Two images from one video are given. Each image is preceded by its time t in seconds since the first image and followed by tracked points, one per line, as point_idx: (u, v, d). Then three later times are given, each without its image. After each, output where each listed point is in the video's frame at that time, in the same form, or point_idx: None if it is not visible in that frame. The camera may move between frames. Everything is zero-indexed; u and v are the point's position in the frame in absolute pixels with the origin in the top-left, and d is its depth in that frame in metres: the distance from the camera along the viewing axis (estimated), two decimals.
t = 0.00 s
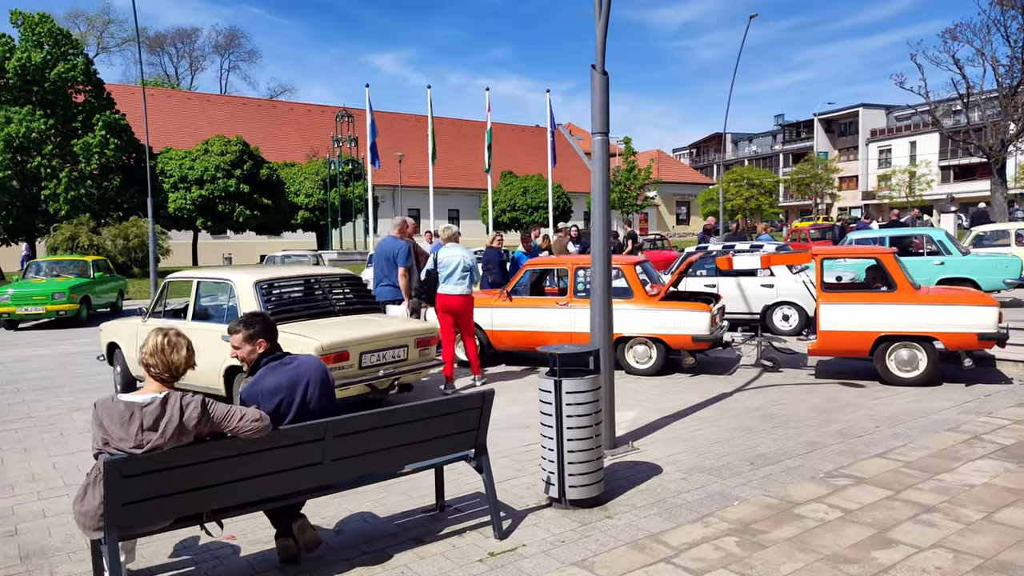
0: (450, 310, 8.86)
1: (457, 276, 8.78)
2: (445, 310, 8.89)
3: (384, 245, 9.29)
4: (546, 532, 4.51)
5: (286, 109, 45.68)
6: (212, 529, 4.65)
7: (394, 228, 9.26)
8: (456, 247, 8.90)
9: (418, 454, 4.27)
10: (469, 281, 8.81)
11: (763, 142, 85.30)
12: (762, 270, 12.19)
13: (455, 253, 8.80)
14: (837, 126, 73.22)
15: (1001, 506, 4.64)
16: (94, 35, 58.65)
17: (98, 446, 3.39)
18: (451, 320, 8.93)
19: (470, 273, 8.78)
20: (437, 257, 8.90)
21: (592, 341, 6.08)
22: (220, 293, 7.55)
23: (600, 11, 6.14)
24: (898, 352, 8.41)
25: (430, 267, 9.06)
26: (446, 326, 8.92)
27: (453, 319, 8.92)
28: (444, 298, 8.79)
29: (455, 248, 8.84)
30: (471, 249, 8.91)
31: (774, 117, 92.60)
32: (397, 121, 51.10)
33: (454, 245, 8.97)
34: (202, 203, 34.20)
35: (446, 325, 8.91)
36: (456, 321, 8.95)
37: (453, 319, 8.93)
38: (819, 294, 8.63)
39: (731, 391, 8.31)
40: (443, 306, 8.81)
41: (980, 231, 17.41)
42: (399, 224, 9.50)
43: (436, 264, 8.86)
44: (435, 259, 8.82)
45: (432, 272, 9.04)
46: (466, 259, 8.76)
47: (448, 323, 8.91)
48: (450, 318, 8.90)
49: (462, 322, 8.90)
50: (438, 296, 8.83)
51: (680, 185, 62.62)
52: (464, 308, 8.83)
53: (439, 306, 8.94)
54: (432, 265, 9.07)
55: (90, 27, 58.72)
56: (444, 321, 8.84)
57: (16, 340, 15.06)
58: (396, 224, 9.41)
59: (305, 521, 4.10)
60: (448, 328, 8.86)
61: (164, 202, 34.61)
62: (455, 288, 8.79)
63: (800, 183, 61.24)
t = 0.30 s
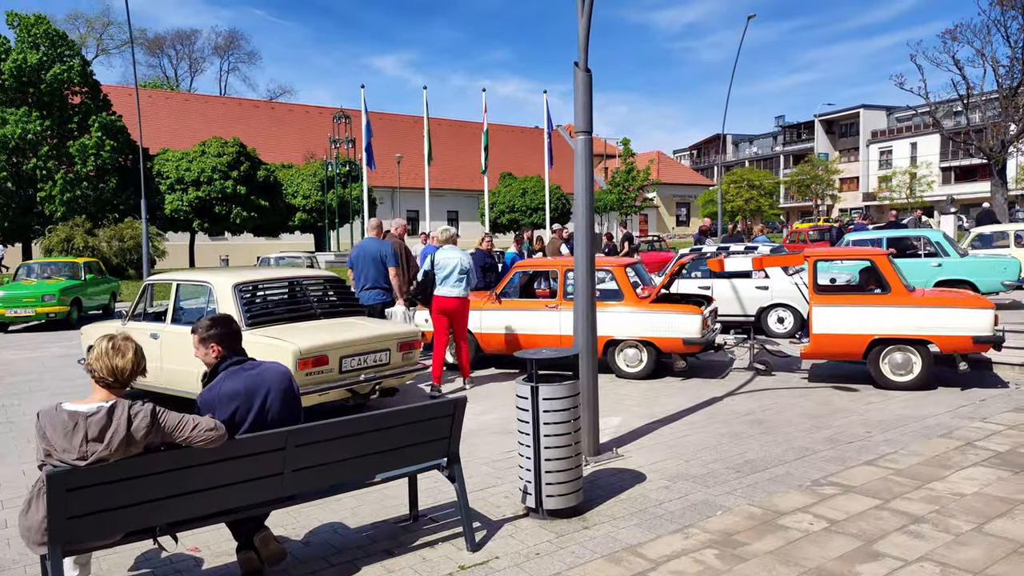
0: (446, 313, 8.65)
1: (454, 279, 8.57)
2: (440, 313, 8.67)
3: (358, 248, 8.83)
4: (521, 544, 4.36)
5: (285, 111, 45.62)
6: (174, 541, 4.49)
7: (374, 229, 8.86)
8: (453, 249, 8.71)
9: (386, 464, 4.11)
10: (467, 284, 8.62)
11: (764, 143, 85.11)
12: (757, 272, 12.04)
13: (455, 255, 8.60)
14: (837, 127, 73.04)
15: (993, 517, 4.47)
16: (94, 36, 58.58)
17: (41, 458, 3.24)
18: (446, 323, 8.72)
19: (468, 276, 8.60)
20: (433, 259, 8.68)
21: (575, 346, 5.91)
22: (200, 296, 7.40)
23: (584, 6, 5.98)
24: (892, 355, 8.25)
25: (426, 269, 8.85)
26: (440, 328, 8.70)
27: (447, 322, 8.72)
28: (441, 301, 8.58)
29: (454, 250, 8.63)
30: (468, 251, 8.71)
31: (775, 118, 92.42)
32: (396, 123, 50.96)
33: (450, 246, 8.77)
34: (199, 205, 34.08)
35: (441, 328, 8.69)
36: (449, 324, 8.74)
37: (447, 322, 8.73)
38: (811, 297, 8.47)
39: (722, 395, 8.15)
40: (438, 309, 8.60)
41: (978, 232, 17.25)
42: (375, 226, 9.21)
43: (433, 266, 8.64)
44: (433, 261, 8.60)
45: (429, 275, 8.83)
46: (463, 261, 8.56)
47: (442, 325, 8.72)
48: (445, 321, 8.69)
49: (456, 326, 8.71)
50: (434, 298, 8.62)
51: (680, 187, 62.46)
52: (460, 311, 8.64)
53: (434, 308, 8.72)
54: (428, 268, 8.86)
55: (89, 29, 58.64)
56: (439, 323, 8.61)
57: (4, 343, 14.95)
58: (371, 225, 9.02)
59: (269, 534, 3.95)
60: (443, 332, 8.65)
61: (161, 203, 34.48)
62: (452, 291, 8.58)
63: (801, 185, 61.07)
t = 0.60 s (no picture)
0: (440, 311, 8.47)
1: (451, 277, 8.42)
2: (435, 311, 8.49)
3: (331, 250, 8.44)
4: (492, 557, 4.21)
5: (283, 110, 45.54)
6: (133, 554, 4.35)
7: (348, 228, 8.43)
8: (450, 248, 8.56)
9: (351, 474, 3.97)
10: (463, 283, 8.49)
11: (765, 143, 84.90)
12: (751, 273, 11.91)
13: (452, 254, 8.46)
14: (839, 126, 72.84)
15: (981, 528, 4.32)
16: (93, 37, 58.51)
17: None
18: (438, 321, 8.56)
19: (464, 275, 8.47)
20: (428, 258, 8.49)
21: (556, 350, 5.76)
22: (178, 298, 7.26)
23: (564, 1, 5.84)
24: (885, 359, 8.10)
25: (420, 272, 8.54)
26: (432, 326, 8.57)
27: (439, 320, 8.56)
28: (438, 299, 8.41)
29: (451, 249, 8.50)
30: (464, 249, 8.57)
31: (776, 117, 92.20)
32: (395, 123, 50.80)
33: (445, 246, 8.62)
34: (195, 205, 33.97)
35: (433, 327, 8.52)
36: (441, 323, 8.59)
37: (439, 321, 8.56)
38: (802, 298, 8.33)
39: (710, 399, 8.00)
40: (435, 307, 8.43)
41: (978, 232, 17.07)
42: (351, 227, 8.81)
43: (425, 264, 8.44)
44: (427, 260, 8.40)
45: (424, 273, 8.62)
46: (461, 260, 8.43)
47: (433, 324, 8.57)
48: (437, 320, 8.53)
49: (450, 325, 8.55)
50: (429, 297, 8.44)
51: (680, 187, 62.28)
52: (455, 310, 8.48)
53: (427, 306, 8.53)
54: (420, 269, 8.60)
55: (89, 29, 58.54)
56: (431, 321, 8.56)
57: None
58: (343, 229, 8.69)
59: (227, 547, 3.81)
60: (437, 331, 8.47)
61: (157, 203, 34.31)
62: (448, 289, 8.42)
63: (802, 185, 60.88)
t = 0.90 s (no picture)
0: (427, 312, 8.30)
1: (441, 278, 8.29)
2: (422, 313, 8.31)
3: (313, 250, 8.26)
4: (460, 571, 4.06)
5: (281, 110, 45.45)
6: (90, 568, 4.21)
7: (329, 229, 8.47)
8: (439, 249, 8.41)
9: (314, 485, 3.83)
10: (452, 284, 8.35)
11: (766, 143, 84.73)
12: (744, 274, 11.75)
13: (439, 254, 8.32)
14: (839, 127, 72.67)
15: (968, 540, 4.18)
16: (93, 37, 58.52)
17: None
18: (425, 323, 8.39)
19: (453, 276, 8.34)
20: (413, 258, 8.29)
21: (537, 354, 5.62)
22: (154, 301, 7.12)
23: None
24: (878, 362, 7.93)
25: (406, 277, 8.22)
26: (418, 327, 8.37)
27: (426, 321, 8.40)
28: (426, 300, 8.25)
29: (439, 250, 8.35)
30: (450, 251, 8.44)
31: (777, 117, 92.00)
32: (394, 123, 50.69)
33: (433, 246, 8.48)
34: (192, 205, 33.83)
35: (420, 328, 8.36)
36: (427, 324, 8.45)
37: (426, 322, 8.41)
38: (793, 300, 8.17)
39: (699, 404, 7.85)
40: (423, 308, 8.27)
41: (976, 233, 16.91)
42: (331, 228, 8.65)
43: (412, 265, 8.23)
44: (413, 261, 8.17)
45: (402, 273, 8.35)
46: (450, 260, 8.30)
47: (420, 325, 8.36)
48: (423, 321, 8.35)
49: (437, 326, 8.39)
50: (417, 298, 8.26)
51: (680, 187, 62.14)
52: (444, 312, 8.33)
53: (414, 307, 8.34)
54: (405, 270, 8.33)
55: (88, 29, 58.52)
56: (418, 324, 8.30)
57: None
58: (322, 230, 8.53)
59: (182, 562, 3.67)
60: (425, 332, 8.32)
61: (153, 203, 34.19)
62: (436, 289, 8.27)
63: (802, 185, 60.72)
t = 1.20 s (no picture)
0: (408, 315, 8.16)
1: (423, 280, 8.14)
2: (403, 315, 8.14)
3: (293, 249, 8.09)
4: None
5: (280, 110, 45.32)
6: None
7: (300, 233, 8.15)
8: (418, 250, 8.26)
9: (275, 494, 3.69)
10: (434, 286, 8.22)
11: (767, 143, 84.53)
12: (739, 274, 11.59)
13: (421, 255, 8.18)
14: (841, 127, 72.47)
15: (958, 552, 4.02)
16: (93, 37, 58.47)
17: None
18: (405, 325, 8.23)
19: (433, 278, 8.21)
20: (393, 259, 8.12)
21: (518, 357, 5.47)
22: (132, 301, 6.97)
23: None
24: (871, 365, 7.78)
25: (387, 280, 8.05)
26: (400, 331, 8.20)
27: (407, 323, 8.24)
28: (407, 303, 8.09)
29: (419, 250, 8.21)
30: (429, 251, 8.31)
31: (778, 118, 91.80)
32: (394, 123, 50.54)
33: (413, 247, 8.32)
34: (189, 205, 33.67)
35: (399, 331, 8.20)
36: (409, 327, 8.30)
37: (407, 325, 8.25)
38: (786, 301, 8.01)
39: (689, 407, 7.69)
40: (406, 312, 8.12)
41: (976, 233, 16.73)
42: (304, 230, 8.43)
43: (393, 266, 8.06)
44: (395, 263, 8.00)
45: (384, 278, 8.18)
46: (431, 262, 8.16)
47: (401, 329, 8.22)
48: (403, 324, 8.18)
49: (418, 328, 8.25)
50: (401, 302, 8.09)
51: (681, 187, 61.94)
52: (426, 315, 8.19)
53: (397, 311, 8.16)
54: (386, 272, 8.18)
55: (88, 29, 58.47)
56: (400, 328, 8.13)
57: None
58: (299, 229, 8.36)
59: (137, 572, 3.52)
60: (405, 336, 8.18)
61: (150, 203, 34.05)
62: (417, 292, 8.12)
63: (803, 185, 60.52)
